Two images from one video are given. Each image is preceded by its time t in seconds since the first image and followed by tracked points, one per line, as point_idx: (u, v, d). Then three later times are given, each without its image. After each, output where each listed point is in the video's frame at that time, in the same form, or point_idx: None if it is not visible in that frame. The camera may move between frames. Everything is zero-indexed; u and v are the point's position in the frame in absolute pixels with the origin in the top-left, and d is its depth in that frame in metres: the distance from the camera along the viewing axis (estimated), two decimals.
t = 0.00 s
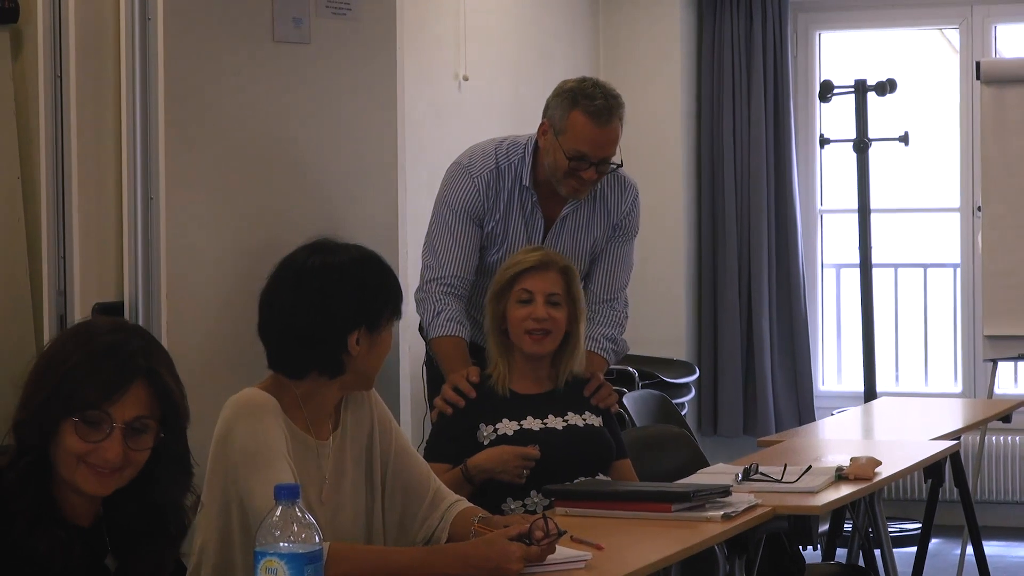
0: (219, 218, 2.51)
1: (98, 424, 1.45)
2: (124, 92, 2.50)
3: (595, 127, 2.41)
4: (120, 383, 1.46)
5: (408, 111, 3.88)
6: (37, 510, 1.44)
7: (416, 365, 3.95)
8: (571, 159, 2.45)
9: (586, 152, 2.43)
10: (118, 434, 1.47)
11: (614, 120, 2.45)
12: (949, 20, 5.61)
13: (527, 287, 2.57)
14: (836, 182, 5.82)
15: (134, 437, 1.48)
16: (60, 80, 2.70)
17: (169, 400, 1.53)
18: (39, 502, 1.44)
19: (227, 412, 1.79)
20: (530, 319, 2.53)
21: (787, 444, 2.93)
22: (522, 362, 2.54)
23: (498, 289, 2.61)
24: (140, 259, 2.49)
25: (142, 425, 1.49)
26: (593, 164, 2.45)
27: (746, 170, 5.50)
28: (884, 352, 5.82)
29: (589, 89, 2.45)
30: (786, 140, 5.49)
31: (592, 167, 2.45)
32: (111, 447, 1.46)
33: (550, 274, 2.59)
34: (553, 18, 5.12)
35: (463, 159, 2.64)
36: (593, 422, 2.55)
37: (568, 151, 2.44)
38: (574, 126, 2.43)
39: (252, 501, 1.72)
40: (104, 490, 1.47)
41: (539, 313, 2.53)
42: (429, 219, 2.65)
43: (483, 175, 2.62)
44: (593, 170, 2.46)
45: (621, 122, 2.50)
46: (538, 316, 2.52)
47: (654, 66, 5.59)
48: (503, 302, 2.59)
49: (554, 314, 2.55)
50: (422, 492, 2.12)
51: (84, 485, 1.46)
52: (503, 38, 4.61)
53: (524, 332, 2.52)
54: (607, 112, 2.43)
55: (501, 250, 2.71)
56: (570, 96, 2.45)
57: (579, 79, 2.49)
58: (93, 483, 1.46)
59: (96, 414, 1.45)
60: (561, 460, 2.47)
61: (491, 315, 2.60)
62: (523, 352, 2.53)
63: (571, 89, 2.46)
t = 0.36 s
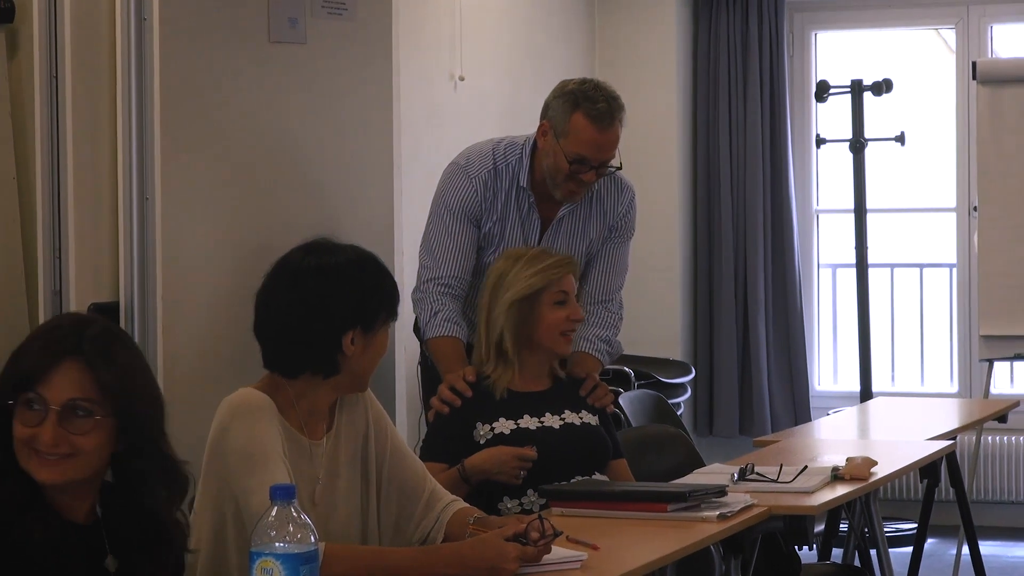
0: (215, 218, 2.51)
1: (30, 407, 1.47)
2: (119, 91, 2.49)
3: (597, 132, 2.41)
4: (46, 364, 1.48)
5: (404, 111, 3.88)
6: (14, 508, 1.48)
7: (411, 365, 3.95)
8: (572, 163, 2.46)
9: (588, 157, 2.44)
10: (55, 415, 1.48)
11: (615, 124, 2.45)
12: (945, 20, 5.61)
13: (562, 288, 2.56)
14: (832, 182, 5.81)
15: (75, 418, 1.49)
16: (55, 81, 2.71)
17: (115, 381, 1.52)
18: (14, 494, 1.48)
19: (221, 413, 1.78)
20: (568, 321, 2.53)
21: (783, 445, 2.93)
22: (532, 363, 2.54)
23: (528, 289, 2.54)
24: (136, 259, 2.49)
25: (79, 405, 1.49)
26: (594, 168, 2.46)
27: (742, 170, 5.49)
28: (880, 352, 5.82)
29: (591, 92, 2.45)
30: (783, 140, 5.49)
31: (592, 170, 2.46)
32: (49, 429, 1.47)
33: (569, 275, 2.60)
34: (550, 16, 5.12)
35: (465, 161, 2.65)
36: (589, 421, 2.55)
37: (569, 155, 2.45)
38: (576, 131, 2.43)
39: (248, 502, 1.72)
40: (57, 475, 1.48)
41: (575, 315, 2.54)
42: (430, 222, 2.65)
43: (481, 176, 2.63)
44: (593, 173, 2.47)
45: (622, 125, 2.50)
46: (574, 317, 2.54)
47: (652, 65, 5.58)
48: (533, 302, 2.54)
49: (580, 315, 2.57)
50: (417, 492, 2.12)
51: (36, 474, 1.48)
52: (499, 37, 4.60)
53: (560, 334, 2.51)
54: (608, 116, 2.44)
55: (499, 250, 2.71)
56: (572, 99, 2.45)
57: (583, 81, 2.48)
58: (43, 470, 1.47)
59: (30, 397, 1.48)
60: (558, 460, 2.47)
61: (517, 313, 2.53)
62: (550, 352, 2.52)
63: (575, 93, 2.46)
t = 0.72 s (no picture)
0: (208, 222, 2.51)
1: (12, 409, 1.49)
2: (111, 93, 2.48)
3: (594, 141, 2.42)
4: (25, 366, 1.50)
5: (396, 114, 3.88)
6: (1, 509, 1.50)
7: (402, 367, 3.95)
8: (568, 170, 2.46)
9: (584, 164, 2.44)
10: (37, 416, 1.50)
11: (612, 133, 2.46)
12: (936, 23, 5.62)
13: (563, 290, 2.56)
14: (824, 184, 5.82)
15: (57, 417, 1.52)
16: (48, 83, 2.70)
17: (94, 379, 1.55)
18: None
19: (214, 416, 1.78)
20: (569, 321, 2.53)
21: (775, 448, 2.94)
22: (532, 364, 2.53)
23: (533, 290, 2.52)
24: (130, 263, 2.47)
25: (60, 404, 1.52)
26: (589, 176, 2.46)
27: (735, 172, 5.50)
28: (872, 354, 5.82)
29: (588, 100, 2.45)
30: (775, 142, 5.50)
31: (587, 178, 2.47)
32: (33, 429, 1.49)
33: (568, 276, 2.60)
34: (543, 18, 5.12)
35: (460, 165, 2.65)
36: (583, 424, 2.55)
37: (565, 162, 2.46)
38: (573, 139, 2.43)
39: (240, 505, 1.72)
40: (42, 476, 1.50)
41: (576, 316, 2.55)
42: (421, 225, 2.64)
43: (475, 180, 2.63)
44: (589, 181, 2.48)
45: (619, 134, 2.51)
46: (575, 318, 2.54)
47: (646, 67, 5.58)
48: (535, 306, 2.53)
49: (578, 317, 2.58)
50: (408, 496, 2.11)
51: (21, 478, 1.49)
52: (491, 39, 4.60)
53: (562, 335, 2.52)
54: (605, 124, 2.44)
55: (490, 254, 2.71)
56: (569, 106, 2.45)
57: (580, 89, 2.49)
58: (30, 473, 1.49)
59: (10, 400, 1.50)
60: (552, 463, 2.47)
61: (518, 319, 2.51)
62: (551, 353, 2.52)
63: (572, 100, 2.46)
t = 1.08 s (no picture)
0: (205, 222, 2.51)
1: (25, 408, 1.49)
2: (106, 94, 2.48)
3: (593, 132, 2.43)
4: (37, 365, 1.50)
5: (391, 114, 3.88)
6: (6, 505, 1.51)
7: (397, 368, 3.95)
8: (569, 164, 2.45)
9: (585, 156, 2.44)
10: (53, 414, 1.50)
11: (610, 125, 2.47)
12: (931, 23, 5.63)
13: (548, 294, 2.52)
14: (819, 185, 5.83)
15: (72, 414, 1.52)
16: (42, 82, 2.70)
17: (106, 375, 1.56)
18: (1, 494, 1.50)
19: (211, 417, 1.78)
20: (549, 326, 2.50)
21: (771, 449, 2.94)
22: (520, 365, 2.52)
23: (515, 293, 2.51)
24: (124, 265, 2.48)
25: (76, 402, 1.52)
26: (590, 167, 2.46)
27: (730, 173, 5.50)
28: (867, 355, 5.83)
29: (584, 93, 2.47)
30: (770, 143, 5.50)
31: (589, 171, 2.46)
32: (50, 428, 1.50)
33: (562, 280, 2.56)
34: (537, 18, 5.12)
35: (457, 167, 2.65)
36: (581, 425, 2.55)
37: (566, 155, 2.45)
38: (572, 131, 2.43)
39: (236, 505, 1.72)
40: (56, 475, 1.51)
41: (559, 323, 2.50)
42: (416, 227, 2.64)
43: (473, 182, 2.64)
44: (591, 174, 2.47)
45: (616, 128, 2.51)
46: (557, 324, 2.50)
47: (641, 67, 5.59)
48: (518, 307, 2.51)
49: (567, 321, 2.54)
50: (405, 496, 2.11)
51: (35, 478, 1.50)
52: (486, 40, 4.61)
53: (541, 338, 2.49)
54: (602, 116, 2.45)
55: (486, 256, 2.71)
56: (566, 101, 2.46)
57: (574, 85, 2.50)
58: (45, 472, 1.50)
59: (23, 398, 1.49)
60: (551, 463, 2.47)
61: (501, 318, 2.51)
62: (534, 356, 2.50)
63: (567, 95, 2.47)
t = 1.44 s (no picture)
0: (213, 212, 2.52)
1: (101, 392, 1.51)
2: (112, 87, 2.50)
3: (584, 98, 2.45)
4: (109, 352, 1.53)
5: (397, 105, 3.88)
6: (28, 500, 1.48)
7: (404, 359, 3.96)
8: (566, 131, 2.46)
9: (579, 120, 2.44)
10: (122, 401, 1.53)
11: (602, 94, 2.49)
12: (938, 14, 5.62)
13: (528, 289, 2.52)
14: (826, 176, 5.82)
15: (132, 406, 1.56)
16: (49, 72, 2.70)
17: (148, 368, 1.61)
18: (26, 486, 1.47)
19: (218, 412, 1.78)
20: (533, 320, 2.49)
21: (777, 440, 2.94)
22: (517, 359, 2.52)
23: (495, 289, 2.54)
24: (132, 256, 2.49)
25: (135, 391, 1.56)
26: (587, 133, 2.45)
27: (736, 165, 5.50)
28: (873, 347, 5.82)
29: (572, 67, 2.51)
30: (777, 135, 5.50)
31: (586, 137, 2.46)
32: (118, 415, 1.53)
33: (552, 274, 2.55)
34: (543, 9, 5.12)
35: (458, 160, 2.64)
36: (587, 413, 2.55)
37: (561, 121, 2.46)
38: (566, 98, 2.46)
39: (241, 495, 1.70)
40: (110, 459, 1.53)
41: (546, 317, 2.50)
42: (418, 221, 2.64)
43: (477, 172, 2.64)
44: (588, 140, 2.46)
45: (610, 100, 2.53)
46: (540, 319, 2.49)
47: (647, 59, 5.58)
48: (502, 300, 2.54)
49: (558, 315, 2.53)
50: (412, 488, 2.09)
51: (91, 462, 1.51)
52: (492, 32, 4.61)
53: (527, 334, 2.49)
54: (592, 84, 2.48)
55: (491, 246, 2.71)
56: (557, 73, 2.49)
57: (563, 62, 2.54)
58: (99, 455, 1.51)
59: (94, 382, 1.51)
60: (558, 453, 2.47)
61: (489, 312, 2.54)
62: (523, 349, 2.51)
63: (556, 69, 2.51)
